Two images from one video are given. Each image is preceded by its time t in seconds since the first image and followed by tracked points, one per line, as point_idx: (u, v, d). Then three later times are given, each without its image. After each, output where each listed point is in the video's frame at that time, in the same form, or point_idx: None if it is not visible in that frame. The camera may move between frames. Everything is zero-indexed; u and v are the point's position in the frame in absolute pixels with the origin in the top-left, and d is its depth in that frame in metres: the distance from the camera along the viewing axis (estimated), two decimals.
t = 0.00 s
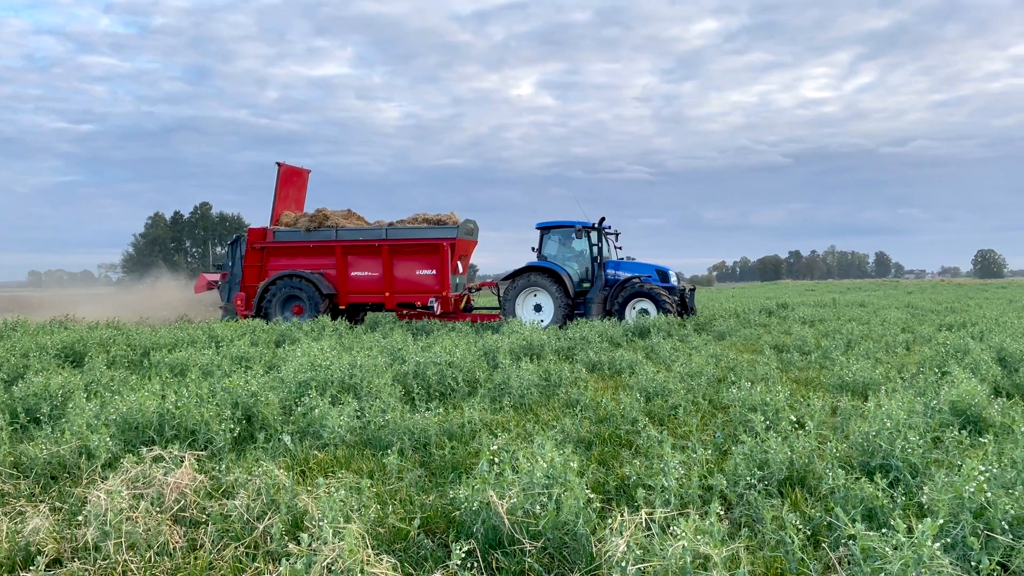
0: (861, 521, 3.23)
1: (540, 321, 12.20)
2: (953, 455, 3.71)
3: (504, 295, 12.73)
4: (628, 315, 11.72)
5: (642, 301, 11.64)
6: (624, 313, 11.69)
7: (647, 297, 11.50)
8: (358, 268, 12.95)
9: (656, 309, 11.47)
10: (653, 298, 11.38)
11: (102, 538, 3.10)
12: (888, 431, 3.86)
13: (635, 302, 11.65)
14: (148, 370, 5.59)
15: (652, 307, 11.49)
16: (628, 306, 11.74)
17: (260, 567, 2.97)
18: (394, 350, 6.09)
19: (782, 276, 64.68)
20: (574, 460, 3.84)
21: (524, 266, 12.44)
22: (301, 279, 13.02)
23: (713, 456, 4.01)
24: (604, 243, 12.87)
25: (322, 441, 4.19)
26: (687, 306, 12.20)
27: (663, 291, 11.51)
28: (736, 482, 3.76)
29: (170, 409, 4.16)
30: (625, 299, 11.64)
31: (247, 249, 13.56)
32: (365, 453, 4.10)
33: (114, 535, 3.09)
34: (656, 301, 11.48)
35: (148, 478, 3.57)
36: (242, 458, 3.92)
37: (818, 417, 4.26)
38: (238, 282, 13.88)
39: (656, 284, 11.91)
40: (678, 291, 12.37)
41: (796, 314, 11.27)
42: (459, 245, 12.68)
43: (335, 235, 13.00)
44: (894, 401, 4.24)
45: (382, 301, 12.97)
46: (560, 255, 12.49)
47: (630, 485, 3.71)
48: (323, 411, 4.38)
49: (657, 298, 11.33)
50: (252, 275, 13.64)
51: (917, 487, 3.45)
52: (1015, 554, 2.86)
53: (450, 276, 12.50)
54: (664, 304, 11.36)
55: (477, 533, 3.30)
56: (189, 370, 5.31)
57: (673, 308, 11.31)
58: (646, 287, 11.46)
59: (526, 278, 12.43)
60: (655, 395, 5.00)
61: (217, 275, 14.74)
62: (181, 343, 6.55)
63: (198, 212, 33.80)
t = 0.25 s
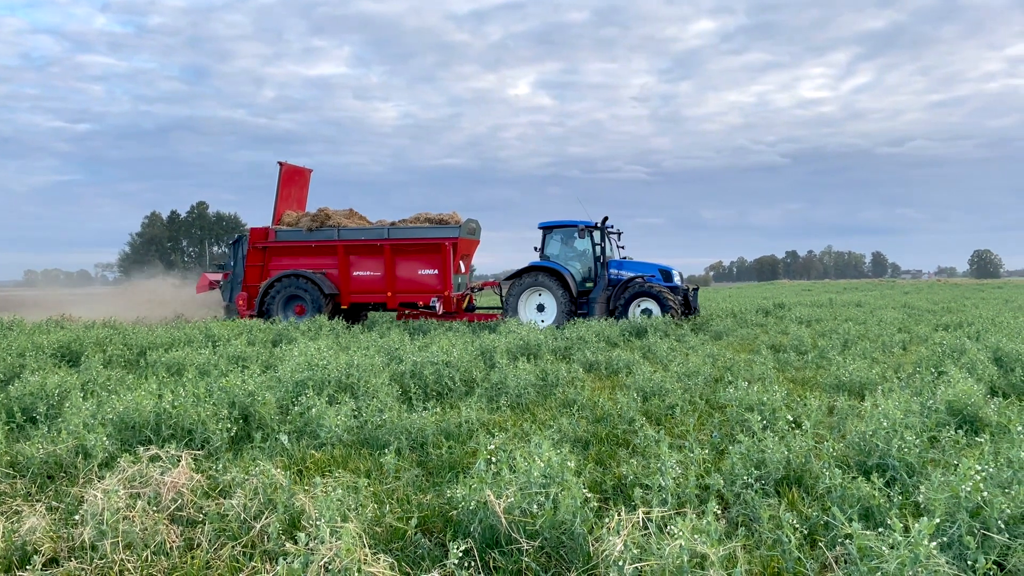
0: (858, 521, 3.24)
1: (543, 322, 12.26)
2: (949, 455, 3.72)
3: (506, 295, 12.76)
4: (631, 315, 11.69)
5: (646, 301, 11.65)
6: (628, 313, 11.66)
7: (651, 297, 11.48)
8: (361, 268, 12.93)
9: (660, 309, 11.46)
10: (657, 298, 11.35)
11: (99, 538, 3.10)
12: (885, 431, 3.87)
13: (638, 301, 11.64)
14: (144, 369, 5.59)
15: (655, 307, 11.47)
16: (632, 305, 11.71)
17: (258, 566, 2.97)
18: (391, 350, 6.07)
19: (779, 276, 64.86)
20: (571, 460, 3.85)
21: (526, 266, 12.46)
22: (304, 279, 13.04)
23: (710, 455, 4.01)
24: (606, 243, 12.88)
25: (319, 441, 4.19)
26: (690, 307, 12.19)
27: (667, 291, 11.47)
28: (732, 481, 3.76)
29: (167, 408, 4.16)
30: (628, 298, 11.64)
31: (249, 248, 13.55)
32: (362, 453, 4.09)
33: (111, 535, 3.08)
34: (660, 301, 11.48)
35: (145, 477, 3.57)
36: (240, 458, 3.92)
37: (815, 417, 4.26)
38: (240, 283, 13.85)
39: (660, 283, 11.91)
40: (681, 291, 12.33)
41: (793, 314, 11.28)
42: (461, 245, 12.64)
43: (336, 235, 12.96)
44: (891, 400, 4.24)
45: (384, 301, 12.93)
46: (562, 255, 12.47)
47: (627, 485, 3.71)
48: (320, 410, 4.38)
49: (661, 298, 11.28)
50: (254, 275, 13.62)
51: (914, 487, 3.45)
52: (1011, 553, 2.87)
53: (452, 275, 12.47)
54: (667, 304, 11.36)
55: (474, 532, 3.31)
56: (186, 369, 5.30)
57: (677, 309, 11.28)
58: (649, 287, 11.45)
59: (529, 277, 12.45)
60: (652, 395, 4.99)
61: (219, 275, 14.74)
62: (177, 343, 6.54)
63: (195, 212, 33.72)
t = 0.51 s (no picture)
0: (855, 521, 3.24)
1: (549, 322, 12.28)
2: (946, 455, 3.73)
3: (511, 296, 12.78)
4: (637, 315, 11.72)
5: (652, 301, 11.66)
6: (634, 312, 11.67)
7: (656, 297, 11.48)
8: (365, 268, 12.93)
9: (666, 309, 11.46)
10: (662, 298, 11.37)
11: (97, 538, 3.09)
12: (882, 431, 3.87)
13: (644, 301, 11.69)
14: (142, 369, 5.59)
15: (661, 307, 11.47)
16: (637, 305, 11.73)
17: (256, 566, 2.97)
18: (389, 350, 6.07)
19: (777, 276, 64.91)
20: (568, 460, 3.85)
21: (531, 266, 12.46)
22: (307, 280, 13.06)
23: (708, 455, 4.02)
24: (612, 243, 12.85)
25: (316, 441, 4.19)
26: (695, 307, 12.19)
27: (673, 291, 11.48)
28: (730, 481, 3.76)
29: (164, 408, 4.16)
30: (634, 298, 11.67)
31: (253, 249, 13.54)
32: (360, 453, 4.10)
33: (109, 535, 3.08)
34: (666, 301, 11.47)
35: (143, 477, 3.57)
36: (237, 458, 3.92)
37: (812, 417, 4.27)
38: (244, 284, 13.94)
39: (665, 283, 11.89)
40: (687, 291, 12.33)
41: (790, 314, 11.29)
42: (465, 244, 12.60)
43: (341, 235, 12.93)
44: (888, 400, 4.25)
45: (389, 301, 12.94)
46: (567, 254, 12.45)
47: (625, 485, 3.71)
48: (318, 411, 4.38)
49: (667, 298, 11.30)
50: (258, 275, 13.61)
51: (911, 487, 3.46)
52: (1007, 554, 2.88)
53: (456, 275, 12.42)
54: (673, 304, 11.35)
55: (472, 532, 3.31)
56: (183, 369, 5.30)
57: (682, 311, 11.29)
58: (655, 287, 11.44)
59: (534, 278, 12.46)
60: (650, 395, 5.00)
61: (224, 275, 14.81)
62: (174, 343, 6.53)
63: (192, 212, 33.68)
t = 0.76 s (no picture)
0: (853, 521, 3.25)
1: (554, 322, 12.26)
2: (944, 455, 3.73)
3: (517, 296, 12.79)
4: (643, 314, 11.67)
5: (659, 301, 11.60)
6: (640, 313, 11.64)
7: (663, 297, 11.45)
8: (370, 269, 12.91)
9: (673, 310, 11.43)
10: (669, 298, 11.36)
11: (95, 538, 3.09)
12: (880, 432, 3.88)
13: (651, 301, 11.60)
14: (140, 369, 5.58)
15: (668, 308, 11.45)
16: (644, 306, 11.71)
17: (254, 566, 2.97)
18: (388, 350, 6.08)
19: (776, 276, 64.96)
20: (567, 460, 3.86)
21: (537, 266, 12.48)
22: (312, 280, 13.02)
23: (706, 456, 4.02)
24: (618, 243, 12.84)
25: (315, 441, 4.20)
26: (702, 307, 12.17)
27: (679, 292, 11.48)
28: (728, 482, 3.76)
29: (163, 408, 4.16)
30: (641, 298, 11.63)
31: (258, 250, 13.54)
32: (358, 453, 4.09)
33: (107, 535, 3.08)
34: (673, 302, 11.45)
35: (141, 477, 3.57)
36: (236, 458, 3.92)
37: (811, 418, 4.28)
38: (249, 286, 13.94)
39: (671, 283, 11.90)
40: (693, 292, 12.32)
41: (788, 315, 11.31)
42: (471, 245, 12.60)
43: (347, 236, 12.95)
44: (886, 401, 4.26)
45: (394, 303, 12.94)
46: (573, 254, 12.46)
47: (623, 485, 3.71)
48: (316, 411, 4.38)
49: (674, 298, 11.29)
50: (264, 276, 13.61)
51: (909, 488, 3.46)
52: (1005, 554, 2.89)
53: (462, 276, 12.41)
54: (680, 304, 11.30)
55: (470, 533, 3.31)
56: (182, 369, 5.30)
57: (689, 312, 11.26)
58: (661, 287, 11.43)
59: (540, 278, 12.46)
60: (649, 396, 5.01)
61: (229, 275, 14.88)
62: (173, 343, 6.53)
63: (190, 212, 33.64)
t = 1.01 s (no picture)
0: (852, 521, 3.25)
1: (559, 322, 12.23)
2: (943, 456, 3.73)
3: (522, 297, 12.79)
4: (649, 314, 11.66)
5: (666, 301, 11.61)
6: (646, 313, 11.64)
7: (669, 298, 11.45)
8: (375, 271, 12.91)
9: (679, 310, 11.43)
10: (675, 298, 11.36)
11: (94, 538, 3.09)
12: (878, 433, 3.88)
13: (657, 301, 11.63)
14: (139, 369, 5.59)
15: (674, 308, 11.44)
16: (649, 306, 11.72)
17: (254, 567, 2.97)
18: (386, 350, 6.09)
19: (774, 277, 65.03)
20: (566, 461, 3.86)
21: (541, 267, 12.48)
22: (318, 282, 13.03)
23: (705, 456, 4.02)
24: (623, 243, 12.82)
25: (314, 441, 4.20)
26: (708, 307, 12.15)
27: (685, 292, 11.47)
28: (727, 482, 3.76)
29: (162, 409, 4.16)
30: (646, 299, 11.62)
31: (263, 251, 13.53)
32: (358, 454, 4.09)
33: (106, 535, 3.08)
34: (678, 302, 11.45)
35: (140, 477, 3.57)
36: (235, 458, 3.92)
37: (810, 419, 4.28)
38: (254, 287, 13.96)
39: (676, 283, 11.90)
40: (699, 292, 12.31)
41: (787, 316, 11.33)
42: (476, 246, 12.58)
43: (352, 237, 12.92)
44: (885, 402, 4.26)
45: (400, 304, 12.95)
46: (578, 255, 12.46)
47: (622, 486, 3.71)
48: (315, 411, 4.38)
49: (680, 299, 11.28)
50: (269, 278, 13.62)
51: (908, 488, 3.46)
52: (1004, 554, 2.89)
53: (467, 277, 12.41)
54: (685, 305, 11.32)
55: (470, 533, 3.30)
56: (181, 370, 5.31)
57: (695, 312, 11.25)
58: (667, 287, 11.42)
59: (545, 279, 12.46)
60: (648, 396, 5.02)
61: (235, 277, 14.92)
62: (172, 343, 6.54)
63: (190, 212, 33.67)
